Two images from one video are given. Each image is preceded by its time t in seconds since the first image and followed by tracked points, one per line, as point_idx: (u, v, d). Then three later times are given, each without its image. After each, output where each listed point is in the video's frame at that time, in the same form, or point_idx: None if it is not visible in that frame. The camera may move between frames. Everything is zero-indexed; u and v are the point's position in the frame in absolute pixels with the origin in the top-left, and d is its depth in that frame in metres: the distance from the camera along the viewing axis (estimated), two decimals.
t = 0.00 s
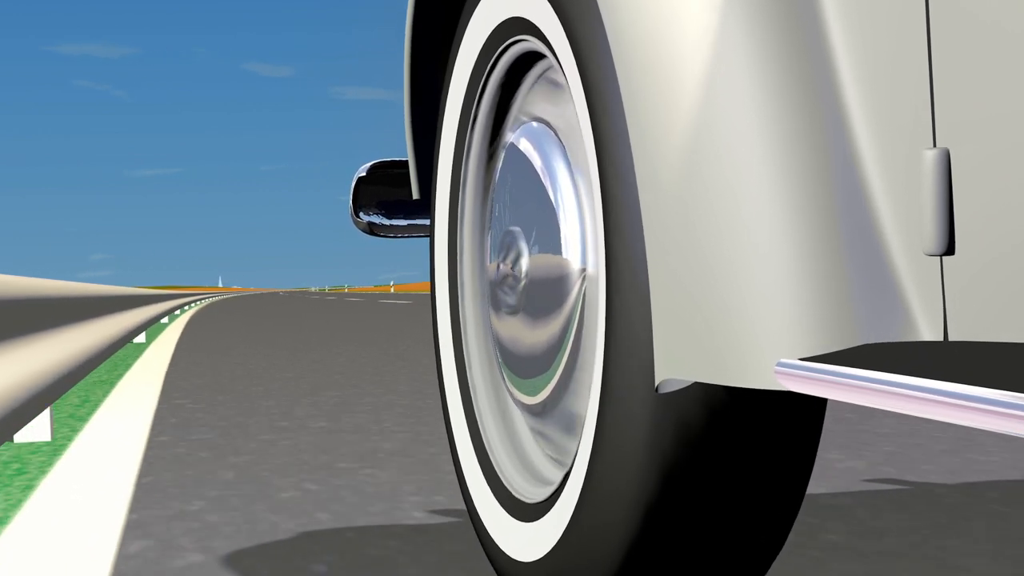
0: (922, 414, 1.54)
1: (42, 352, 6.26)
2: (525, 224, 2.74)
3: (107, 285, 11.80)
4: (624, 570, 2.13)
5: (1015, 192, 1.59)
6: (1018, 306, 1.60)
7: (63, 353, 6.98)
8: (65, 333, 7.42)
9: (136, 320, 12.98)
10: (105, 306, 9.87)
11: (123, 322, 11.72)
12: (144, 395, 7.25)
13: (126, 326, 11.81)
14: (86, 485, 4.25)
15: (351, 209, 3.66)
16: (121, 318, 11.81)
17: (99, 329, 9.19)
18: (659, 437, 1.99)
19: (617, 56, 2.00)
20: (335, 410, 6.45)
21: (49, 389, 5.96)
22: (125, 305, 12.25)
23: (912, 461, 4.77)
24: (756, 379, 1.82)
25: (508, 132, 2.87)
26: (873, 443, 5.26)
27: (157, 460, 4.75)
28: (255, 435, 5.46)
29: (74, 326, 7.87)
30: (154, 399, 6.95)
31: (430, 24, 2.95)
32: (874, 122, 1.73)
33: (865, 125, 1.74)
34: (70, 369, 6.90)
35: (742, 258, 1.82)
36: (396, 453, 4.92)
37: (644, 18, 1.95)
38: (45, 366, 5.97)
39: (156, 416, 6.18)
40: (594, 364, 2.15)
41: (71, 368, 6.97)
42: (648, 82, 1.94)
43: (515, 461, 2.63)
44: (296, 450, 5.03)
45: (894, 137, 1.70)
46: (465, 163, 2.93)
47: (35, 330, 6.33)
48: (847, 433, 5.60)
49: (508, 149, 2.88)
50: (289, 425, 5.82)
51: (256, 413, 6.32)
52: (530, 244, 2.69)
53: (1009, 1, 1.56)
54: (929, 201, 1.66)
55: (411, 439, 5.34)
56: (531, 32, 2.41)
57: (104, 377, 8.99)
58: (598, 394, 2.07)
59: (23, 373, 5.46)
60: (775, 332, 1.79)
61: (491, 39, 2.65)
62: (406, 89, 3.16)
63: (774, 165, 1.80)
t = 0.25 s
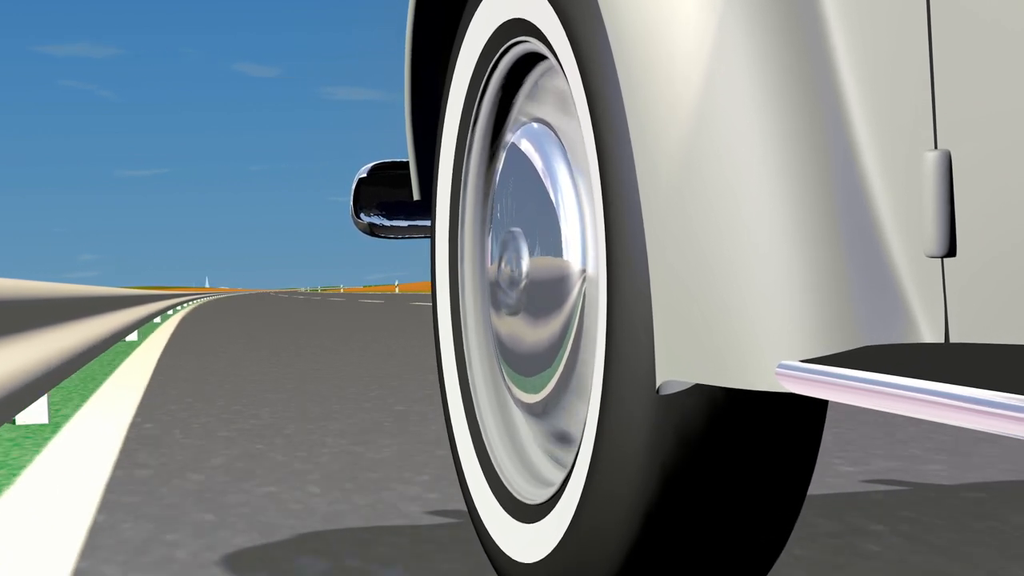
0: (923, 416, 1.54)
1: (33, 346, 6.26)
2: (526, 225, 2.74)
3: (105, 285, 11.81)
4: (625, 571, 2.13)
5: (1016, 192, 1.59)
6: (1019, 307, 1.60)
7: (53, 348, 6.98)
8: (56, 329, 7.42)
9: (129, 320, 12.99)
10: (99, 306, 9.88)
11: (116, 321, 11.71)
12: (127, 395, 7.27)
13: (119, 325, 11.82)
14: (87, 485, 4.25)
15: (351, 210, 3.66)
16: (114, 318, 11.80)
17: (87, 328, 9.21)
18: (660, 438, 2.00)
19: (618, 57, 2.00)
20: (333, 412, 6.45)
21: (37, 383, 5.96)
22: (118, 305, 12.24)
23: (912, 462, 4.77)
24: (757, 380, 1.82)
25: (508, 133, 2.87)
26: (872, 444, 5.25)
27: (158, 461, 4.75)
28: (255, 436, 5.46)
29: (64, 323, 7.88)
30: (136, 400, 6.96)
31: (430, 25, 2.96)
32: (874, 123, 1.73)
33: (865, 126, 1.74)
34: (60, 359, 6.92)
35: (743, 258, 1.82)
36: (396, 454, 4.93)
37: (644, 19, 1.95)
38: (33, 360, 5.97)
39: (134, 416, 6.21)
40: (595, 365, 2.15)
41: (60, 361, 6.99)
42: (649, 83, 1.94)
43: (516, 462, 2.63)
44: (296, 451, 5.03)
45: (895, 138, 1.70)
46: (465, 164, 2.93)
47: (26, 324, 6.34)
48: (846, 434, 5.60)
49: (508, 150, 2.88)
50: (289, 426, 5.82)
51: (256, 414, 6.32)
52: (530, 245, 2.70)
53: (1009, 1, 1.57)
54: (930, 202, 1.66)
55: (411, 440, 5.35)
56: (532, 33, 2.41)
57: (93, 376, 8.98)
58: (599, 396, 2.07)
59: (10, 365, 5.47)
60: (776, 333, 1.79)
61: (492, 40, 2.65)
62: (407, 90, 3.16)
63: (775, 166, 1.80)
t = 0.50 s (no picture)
0: (925, 415, 1.54)
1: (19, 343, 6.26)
2: (527, 224, 2.75)
3: (94, 287, 11.77)
4: (626, 571, 2.13)
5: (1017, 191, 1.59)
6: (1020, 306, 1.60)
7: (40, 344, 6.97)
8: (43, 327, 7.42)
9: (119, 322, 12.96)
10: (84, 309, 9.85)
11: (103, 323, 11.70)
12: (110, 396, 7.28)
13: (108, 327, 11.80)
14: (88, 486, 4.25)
15: (352, 210, 3.66)
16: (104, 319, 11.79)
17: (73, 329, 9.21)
18: (661, 437, 2.00)
19: (619, 57, 2.00)
20: (333, 412, 6.45)
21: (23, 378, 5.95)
22: (107, 307, 12.21)
23: (912, 461, 4.78)
24: (759, 378, 1.82)
25: (509, 133, 2.87)
26: (871, 444, 5.26)
27: (158, 462, 4.75)
28: (255, 437, 5.46)
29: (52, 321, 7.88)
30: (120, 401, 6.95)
31: (431, 25, 2.96)
32: (875, 121, 1.73)
33: (866, 124, 1.74)
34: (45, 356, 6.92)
35: (744, 257, 1.82)
36: (397, 455, 4.93)
37: (645, 18, 1.95)
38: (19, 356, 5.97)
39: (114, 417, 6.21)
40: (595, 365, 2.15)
41: (46, 360, 7.00)
42: (650, 81, 1.94)
43: (517, 462, 2.63)
44: (297, 452, 5.03)
45: (896, 136, 1.70)
46: (466, 164, 2.93)
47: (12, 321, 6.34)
48: (847, 433, 5.61)
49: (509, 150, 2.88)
50: (290, 427, 5.82)
51: (256, 415, 6.32)
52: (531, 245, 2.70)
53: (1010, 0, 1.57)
54: (932, 200, 1.66)
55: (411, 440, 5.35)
56: (533, 33, 2.42)
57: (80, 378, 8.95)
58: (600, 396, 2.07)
59: None
60: (778, 332, 1.79)
61: (492, 40, 2.66)
62: (407, 91, 3.17)
63: (777, 164, 1.80)
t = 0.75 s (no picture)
0: (923, 415, 1.55)
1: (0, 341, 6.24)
2: (527, 224, 2.75)
3: (81, 287, 11.74)
4: (626, 570, 2.13)
5: (1016, 192, 1.59)
6: (1020, 306, 1.60)
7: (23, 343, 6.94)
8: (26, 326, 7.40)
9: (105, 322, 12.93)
10: (67, 311, 9.83)
11: (88, 324, 11.68)
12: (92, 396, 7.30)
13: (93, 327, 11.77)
14: (88, 486, 4.26)
15: (352, 210, 3.65)
16: (91, 319, 11.78)
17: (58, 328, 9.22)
18: (661, 437, 2.00)
19: (619, 56, 2.00)
20: (333, 412, 6.45)
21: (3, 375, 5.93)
22: (93, 308, 12.17)
23: (910, 461, 4.78)
24: (758, 377, 1.82)
25: (509, 133, 2.87)
26: (871, 443, 5.26)
27: (159, 462, 4.75)
28: (255, 437, 5.47)
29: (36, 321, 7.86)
30: (105, 401, 6.97)
31: (431, 25, 2.96)
32: (876, 122, 1.72)
33: (866, 124, 1.74)
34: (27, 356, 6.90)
35: (744, 257, 1.82)
36: (397, 455, 4.93)
37: (645, 18, 1.95)
38: None
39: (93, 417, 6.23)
40: (595, 364, 2.15)
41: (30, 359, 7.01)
42: (649, 81, 1.94)
43: (517, 462, 2.63)
44: (297, 452, 5.04)
45: (896, 136, 1.70)
46: (466, 164, 2.93)
47: None
48: (847, 433, 5.61)
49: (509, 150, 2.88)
50: (289, 427, 5.83)
51: (257, 415, 6.33)
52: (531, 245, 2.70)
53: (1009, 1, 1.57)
54: (932, 200, 1.66)
55: (412, 441, 5.36)
56: (533, 33, 2.42)
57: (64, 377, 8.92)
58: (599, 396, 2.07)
59: None
60: (777, 331, 1.79)
61: (492, 40, 2.66)
62: (408, 91, 3.17)
63: (776, 164, 1.80)
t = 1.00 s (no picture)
0: (923, 414, 1.55)
1: None
2: (527, 224, 2.75)
3: (67, 290, 11.71)
4: (626, 570, 2.13)
5: (1016, 192, 1.59)
6: (1020, 306, 1.60)
7: None
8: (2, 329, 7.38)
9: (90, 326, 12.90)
10: (48, 313, 9.80)
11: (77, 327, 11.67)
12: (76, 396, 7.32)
13: (75, 330, 11.73)
14: (88, 487, 4.26)
15: (352, 209, 3.65)
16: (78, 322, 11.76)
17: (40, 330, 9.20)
18: (661, 437, 2.00)
19: (619, 55, 2.00)
20: (332, 413, 6.45)
21: None
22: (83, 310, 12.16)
23: (909, 461, 4.78)
24: (758, 376, 1.81)
25: (508, 133, 2.87)
26: (871, 443, 5.26)
27: (159, 464, 4.75)
28: (254, 438, 5.47)
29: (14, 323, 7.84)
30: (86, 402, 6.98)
31: (431, 25, 2.96)
32: (876, 121, 1.72)
33: (866, 123, 1.74)
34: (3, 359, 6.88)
35: (745, 254, 1.82)
36: (396, 456, 4.93)
37: (645, 16, 1.95)
38: None
39: (70, 418, 6.23)
40: (595, 364, 2.15)
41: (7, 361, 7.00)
42: (650, 80, 1.94)
43: (517, 461, 2.63)
44: (298, 453, 5.04)
45: (896, 135, 1.70)
46: (466, 164, 2.93)
47: None
48: (847, 433, 5.61)
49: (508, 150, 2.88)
50: (289, 429, 5.83)
51: (256, 416, 6.33)
52: (531, 245, 2.70)
53: None
54: (932, 200, 1.66)
55: (411, 442, 5.35)
56: (533, 33, 2.42)
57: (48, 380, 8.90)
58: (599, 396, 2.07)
59: None
60: (777, 330, 1.79)
61: (492, 40, 2.66)
62: (408, 91, 3.17)
63: (776, 162, 1.80)
